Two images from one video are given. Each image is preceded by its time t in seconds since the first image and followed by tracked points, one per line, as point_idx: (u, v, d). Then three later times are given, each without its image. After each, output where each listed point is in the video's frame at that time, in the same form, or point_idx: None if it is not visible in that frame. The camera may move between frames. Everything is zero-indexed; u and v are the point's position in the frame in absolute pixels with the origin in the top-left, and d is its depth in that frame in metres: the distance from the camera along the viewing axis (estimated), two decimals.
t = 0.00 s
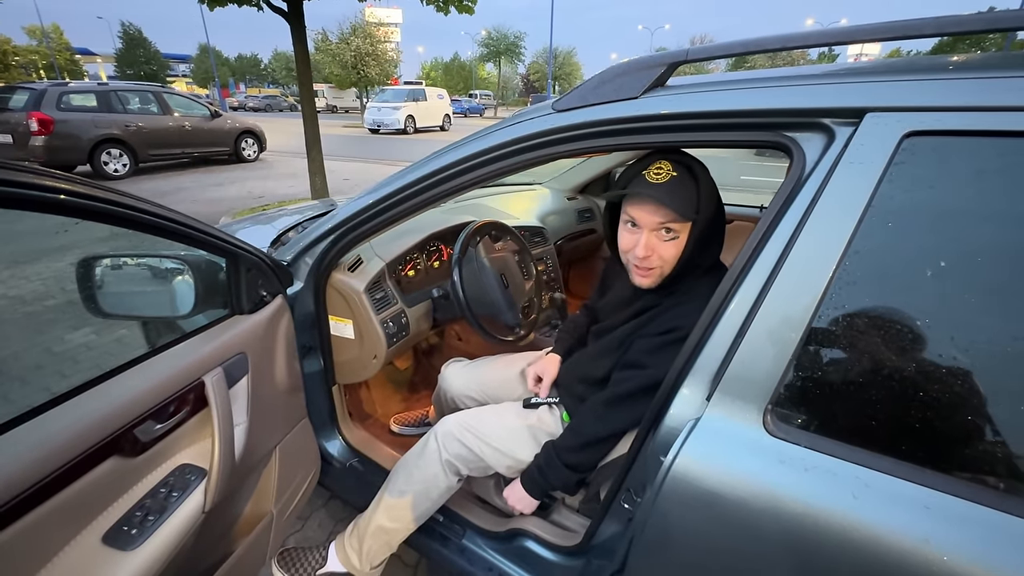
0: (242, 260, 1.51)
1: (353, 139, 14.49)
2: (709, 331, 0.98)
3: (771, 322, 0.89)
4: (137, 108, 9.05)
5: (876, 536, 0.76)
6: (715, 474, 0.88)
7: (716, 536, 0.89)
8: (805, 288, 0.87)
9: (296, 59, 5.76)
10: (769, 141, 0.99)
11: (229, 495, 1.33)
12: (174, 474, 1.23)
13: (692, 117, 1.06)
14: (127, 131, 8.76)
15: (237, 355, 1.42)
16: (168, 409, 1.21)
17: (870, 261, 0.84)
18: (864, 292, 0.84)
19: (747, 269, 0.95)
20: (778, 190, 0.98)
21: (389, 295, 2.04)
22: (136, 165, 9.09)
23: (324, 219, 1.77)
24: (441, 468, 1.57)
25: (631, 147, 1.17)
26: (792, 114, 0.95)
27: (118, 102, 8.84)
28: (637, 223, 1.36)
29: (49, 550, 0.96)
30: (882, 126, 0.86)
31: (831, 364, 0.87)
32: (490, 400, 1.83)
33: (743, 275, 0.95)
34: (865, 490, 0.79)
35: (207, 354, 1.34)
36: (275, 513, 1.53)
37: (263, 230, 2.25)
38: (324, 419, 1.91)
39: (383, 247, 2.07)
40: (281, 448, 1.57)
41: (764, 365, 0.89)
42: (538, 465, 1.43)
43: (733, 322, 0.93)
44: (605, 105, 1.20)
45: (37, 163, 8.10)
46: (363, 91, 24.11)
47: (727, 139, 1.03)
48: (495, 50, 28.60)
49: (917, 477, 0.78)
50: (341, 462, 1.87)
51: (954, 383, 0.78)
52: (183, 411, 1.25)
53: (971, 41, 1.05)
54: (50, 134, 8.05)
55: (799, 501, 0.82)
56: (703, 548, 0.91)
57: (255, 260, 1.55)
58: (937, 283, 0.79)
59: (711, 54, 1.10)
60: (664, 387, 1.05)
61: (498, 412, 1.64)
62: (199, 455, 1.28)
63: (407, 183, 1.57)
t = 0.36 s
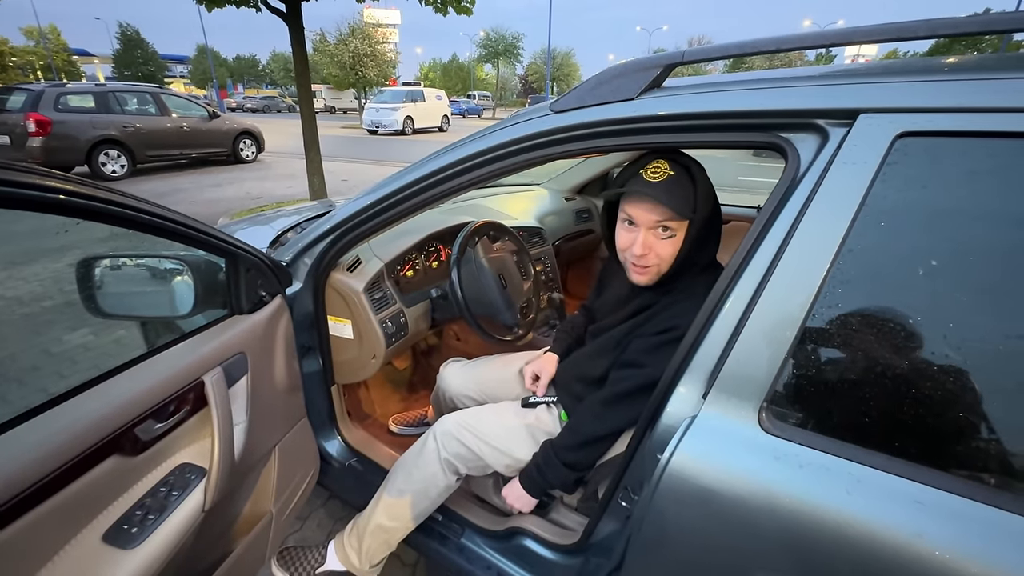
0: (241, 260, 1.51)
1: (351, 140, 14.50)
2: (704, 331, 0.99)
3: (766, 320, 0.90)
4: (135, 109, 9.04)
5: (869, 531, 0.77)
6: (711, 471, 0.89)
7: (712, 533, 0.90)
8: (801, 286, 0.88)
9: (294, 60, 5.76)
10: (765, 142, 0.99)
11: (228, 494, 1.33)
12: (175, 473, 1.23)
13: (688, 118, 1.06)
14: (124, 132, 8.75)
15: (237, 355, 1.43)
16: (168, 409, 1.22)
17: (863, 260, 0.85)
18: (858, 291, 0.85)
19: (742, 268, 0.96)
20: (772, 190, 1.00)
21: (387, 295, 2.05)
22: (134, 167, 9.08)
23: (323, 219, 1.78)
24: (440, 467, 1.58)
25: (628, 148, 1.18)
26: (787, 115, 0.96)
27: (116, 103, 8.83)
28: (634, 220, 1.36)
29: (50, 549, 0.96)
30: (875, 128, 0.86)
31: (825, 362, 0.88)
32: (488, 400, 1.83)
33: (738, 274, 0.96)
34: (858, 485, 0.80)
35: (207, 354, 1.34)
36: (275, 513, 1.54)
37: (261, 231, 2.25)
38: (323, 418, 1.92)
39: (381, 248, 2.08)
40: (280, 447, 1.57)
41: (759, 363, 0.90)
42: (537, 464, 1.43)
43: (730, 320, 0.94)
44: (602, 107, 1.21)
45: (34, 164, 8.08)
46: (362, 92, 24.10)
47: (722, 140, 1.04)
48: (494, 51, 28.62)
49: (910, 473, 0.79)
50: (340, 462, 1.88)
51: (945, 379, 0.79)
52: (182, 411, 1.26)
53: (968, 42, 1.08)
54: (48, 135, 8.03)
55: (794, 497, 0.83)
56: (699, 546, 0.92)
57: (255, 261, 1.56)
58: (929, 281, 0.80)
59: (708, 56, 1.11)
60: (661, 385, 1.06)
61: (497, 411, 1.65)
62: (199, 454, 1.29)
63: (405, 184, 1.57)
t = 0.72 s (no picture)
0: (245, 261, 1.53)
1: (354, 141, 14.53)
2: (703, 330, 1.00)
3: (764, 319, 0.91)
4: (138, 111, 9.07)
5: (866, 528, 0.78)
6: (710, 469, 0.90)
7: (712, 531, 0.91)
8: (799, 285, 0.89)
9: (298, 62, 5.78)
10: (763, 142, 1.00)
11: (232, 492, 1.35)
12: (179, 472, 1.25)
13: (688, 119, 1.07)
14: (128, 133, 8.78)
15: (241, 354, 1.44)
16: (173, 407, 1.23)
17: (860, 259, 0.86)
18: (855, 290, 0.86)
19: (741, 268, 0.97)
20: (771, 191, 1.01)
21: (390, 296, 2.07)
22: (137, 168, 9.11)
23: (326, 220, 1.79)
24: (442, 466, 1.59)
25: (627, 149, 1.19)
26: (785, 116, 0.97)
27: (120, 105, 8.86)
28: (633, 213, 1.37)
29: (58, 545, 0.98)
30: (872, 129, 0.87)
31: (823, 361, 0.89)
32: (489, 400, 1.84)
33: (737, 274, 0.97)
34: (855, 483, 0.81)
35: (211, 354, 1.36)
36: (278, 511, 1.55)
37: (264, 232, 2.27)
38: (326, 418, 1.93)
39: (384, 247, 2.09)
40: (284, 446, 1.59)
41: (757, 362, 0.91)
42: (538, 462, 1.44)
43: (729, 319, 0.95)
44: (602, 108, 1.23)
45: (38, 165, 8.11)
46: (364, 92, 24.12)
47: (721, 140, 1.05)
48: (496, 52, 28.64)
49: (906, 470, 0.80)
50: (343, 461, 1.89)
51: (941, 378, 0.80)
52: (187, 410, 1.27)
53: (970, 42, 1.08)
54: (52, 136, 8.06)
55: (791, 495, 0.83)
56: (698, 543, 0.92)
57: (258, 261, 1.58)
58: (925, 281, 0.81)
59: (708, 58, 1.12)
60: (660, 384, 1.07)
61: (498, 411, 1.65)
62: (203, 453, 1.30)
63: (407, 185, 1.58)
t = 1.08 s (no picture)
0: (244, 260, 1.53)
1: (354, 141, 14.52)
2: (700, 328, 1.00)
3: (760, 317, 0.91)
4: (137, 110, 9.07)
5: (862, 525, 0.78)
6: (706, 466, 0.91)
7: (709, 528, 0.91)
8: (795, 283, 0.89)
9: (298, 62, 5.77)
10: (761, 141, 1.01)
11: (232, 490, 1.35)
12: (179, 469, 1.25)
13: (685, 118, 1.08)
14: (127, 133, 8.77)
15: (240, 353, 1.45)
16: (172, 405, 1.24)
17: (855, 257, 0.86)
18: (850, 288, 0.86)
19: (737, 266, 0.98)
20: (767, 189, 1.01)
21: (389, 295, 2.07)
22: (136, 168, 9.11)
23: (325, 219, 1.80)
24: (440, 463, 1.59)
25: (625, 148, 1.19)
26: (781, 116, 0.97)
27: (119, 104, 8.86)
28: (632, 211, 1.38)
29: (57, 542, 0.98)
30: (866, 128, 0.88)
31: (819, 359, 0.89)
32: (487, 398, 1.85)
33: (733, 272, 0.98)
34: (850, 480, 0.81)
35: (210, 352, 1.36)
36: (277, 509, 1.55)
37: (263, 231, 2.27)
38: (325, 417, 1.94)
39: (383, 246, 2.10)
40: (283, 444, 1.59)
41: (753, 360, 0.91)
42: (536, 460, 1.45)
43: (725, 317, 0.96)
44: (598, 107, 1.23)
45: (37, 165, 8.11)
46: (364, 92, 24.09)
47: (718, 139, 1.05)
48: (496, 51, 28.61)
49: (901, 467, 0.80)
50: (342, 459, 1.90)
51: (935, 375, 0.80)
52: (186, 408, 1.28)
53: (969, 41, 1.08)
54: (51, 136, 8.05)
55: (786, 491, 0.84)
56: (695, 541, 0.93)
57: (258, 260, 1.58)
58: (919, 278, 0.82)
59: (706, 57, 1.12)
60: (657, 382, 1.07)
61: (497, 408, 1.66)
62: (203, 451, 1.30)
63: (405, 184, 1.59)
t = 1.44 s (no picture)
0: (244, 259, 1.54)
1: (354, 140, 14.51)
2: (699, 326, 1.00)
3: (758, 315, 0.92)
4: (137, 110, 9.06)
5: (861, 522, 0.78)
6: (705, 465, 0.91)
7: (708, 527, 0.91)
8: (793, 281, 0.89)
9: (297, 62, 5.77)
10: (759, 139, 1.01)
11: (231, 489, 1.35)
12: (178, 468, 1.25)
13: (684, 117, 1.08)
14: (127, 133, 8.76)
15: (239, 352, 1.45)
16: (171, 404, 1.24)
17: (853, 255, 0.86)
18: (848, 286, 0.86)
19: (736, 264, 0.98)
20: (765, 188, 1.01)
21: (388, 294, 2.07)
22: (136, 168, 9.10)
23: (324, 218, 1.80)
24: (439, 462, 1.59)
25: (623, 147, 1.19)
26: (780, 114, 0.97)
27: (118, 104, 8.85)
28: (631, 211, 1.38)
29: (55, 541, 0.98)
30: (864, 126, 0.88)
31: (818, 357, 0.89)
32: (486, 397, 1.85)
33: (732, 270, 0.98)
34: (848, 477, 0.81)
35: (209, 352, 1.36)
36: (277, 509, 1.55)
37: (262, 231, 2.27)
38: (324, 416, 1.94)
39: (382, 246, 2.10)
40: (282, 443, 1.59)
41: (752, 358, 0.91)
42: (536, 458, 1.45)
43: (724, 316, 0.96)
44: (596, 106, 1.23)
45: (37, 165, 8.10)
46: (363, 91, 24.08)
47: (717, 137, 1.05)
48: (495, 51, 28.60)
49: (899, 465, 0.80)
50: (341, 459, 1.90)
51: (933, 373, 0.80)
52: (185, 407, 1.28)
53: (969, 40, 1.08)
54: (50, 136, 8.04)
55: (784, 489, 0.84)
56: (694, 539, 0.93)
57: (257, 259, 1.58)
58: (917, 277, 0.82)
59: (706, 56, 1.12)
60: (656, 381, 1.07)
61: (496, 407, 1.66)
62: (202, 450, 1.30)
63: (403, 184, 1.59)
